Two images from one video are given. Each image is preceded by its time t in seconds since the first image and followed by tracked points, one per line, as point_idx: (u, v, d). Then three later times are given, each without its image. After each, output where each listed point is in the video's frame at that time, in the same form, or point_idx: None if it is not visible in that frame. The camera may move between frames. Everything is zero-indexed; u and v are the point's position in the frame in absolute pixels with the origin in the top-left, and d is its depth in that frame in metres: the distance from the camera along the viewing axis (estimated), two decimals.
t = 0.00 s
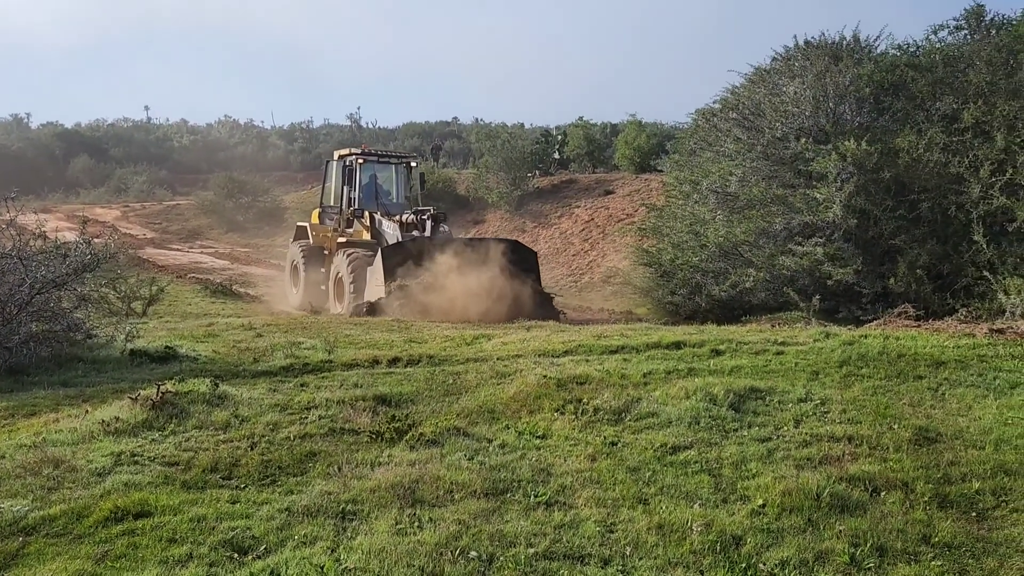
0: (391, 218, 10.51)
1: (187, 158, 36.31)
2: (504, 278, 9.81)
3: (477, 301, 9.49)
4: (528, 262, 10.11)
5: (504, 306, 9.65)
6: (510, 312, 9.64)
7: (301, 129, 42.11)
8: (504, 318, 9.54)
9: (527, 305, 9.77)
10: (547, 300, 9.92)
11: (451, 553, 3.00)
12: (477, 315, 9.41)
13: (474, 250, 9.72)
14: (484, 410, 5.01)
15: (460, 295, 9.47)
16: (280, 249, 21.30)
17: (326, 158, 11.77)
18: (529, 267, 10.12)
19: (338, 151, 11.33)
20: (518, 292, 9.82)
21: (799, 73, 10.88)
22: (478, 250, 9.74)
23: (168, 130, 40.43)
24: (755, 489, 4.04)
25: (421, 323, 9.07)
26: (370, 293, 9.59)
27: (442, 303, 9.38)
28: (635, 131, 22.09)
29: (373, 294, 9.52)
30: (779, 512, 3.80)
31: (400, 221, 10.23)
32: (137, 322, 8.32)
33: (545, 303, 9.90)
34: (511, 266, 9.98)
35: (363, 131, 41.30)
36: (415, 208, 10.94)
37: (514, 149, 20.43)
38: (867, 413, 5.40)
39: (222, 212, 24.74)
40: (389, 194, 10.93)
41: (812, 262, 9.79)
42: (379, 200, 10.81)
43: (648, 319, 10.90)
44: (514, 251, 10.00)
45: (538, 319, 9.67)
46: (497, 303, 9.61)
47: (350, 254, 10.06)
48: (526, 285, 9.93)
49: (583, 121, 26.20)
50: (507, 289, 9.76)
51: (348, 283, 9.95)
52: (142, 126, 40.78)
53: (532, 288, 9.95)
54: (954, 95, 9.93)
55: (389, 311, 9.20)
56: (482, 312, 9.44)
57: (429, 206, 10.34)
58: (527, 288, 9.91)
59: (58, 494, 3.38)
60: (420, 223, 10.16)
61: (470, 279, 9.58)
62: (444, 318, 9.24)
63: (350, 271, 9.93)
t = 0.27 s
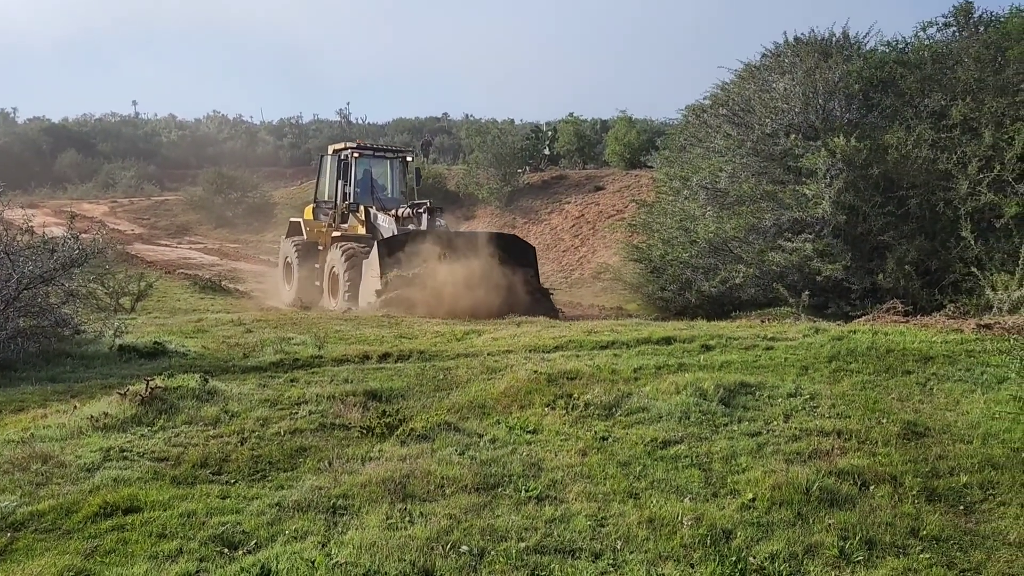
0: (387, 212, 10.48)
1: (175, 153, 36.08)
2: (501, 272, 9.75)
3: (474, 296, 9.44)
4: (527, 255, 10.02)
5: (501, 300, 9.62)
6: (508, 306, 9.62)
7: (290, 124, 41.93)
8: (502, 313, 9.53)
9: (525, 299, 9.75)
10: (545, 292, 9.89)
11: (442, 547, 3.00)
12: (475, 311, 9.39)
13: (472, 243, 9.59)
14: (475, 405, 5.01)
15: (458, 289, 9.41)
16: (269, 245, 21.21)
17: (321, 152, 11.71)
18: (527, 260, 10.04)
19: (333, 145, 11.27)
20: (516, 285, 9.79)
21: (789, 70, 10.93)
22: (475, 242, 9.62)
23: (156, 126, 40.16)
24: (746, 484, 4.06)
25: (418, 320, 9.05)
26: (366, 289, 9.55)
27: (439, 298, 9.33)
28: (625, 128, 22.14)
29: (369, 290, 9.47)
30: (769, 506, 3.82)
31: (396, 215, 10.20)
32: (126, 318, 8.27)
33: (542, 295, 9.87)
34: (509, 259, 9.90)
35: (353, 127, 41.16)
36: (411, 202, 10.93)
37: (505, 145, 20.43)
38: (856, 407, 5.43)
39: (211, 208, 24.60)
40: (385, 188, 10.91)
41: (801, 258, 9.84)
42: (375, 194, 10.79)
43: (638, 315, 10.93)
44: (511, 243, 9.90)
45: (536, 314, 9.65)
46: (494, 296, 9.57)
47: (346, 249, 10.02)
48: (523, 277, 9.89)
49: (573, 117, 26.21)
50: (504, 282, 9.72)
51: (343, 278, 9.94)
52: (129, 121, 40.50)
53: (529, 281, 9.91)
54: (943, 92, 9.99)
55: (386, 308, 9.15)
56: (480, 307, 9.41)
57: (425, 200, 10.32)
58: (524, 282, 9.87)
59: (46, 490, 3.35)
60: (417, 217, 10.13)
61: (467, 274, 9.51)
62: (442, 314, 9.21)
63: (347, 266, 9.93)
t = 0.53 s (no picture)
0: (383, 208, 10.37)
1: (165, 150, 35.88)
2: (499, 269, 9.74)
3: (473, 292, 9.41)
4: (525, 252, 10.05)
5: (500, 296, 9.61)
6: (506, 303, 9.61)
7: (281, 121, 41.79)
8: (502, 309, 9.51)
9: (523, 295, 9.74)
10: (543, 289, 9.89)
11: (434, 545, 3.00)
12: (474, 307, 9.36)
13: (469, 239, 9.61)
14: (466, 402, 5.01)
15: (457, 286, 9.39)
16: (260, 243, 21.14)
17: (318, 149, 11.69)
18: (524, 257, 10.06)
19: (330, 141, 11.25)
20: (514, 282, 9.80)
21: (779, 68, 11.00)
22: (472, 238, 9.62)
23: (145, 122, 39.93)
24: (736, 481, 4.08)
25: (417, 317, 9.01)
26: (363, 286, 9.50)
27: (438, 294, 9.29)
28: (616, 125, 22.18)
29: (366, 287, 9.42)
30: (759, 503, 3.84)
31: (392, 211, 10.08)
32: (115, 316, 8.22)
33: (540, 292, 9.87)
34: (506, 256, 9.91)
35: (344, 124, 41.07)
36: (407, 198, 10.80)
37: (496, 143, 20.45)
38: (846, 404, 5.47)
39: (201, 205, 24.49)
40: (381, 184, 10.81)
41: (791, 256, 9.87)
42: (371, 191, 10.67)
43: (629, 313, 10.95)
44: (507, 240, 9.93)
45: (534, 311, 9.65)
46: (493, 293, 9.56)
47: (342, 245, 9.98)
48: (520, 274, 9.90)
49: (564, 115, 26.24)
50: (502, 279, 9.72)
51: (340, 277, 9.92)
52: (118, 118, 40.25)
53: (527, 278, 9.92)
54: (932, 90, 10.05)
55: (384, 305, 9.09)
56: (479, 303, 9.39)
57: (422, 196, 10.20)
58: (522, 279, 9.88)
59: (35, 488, 3.33)
60: (413, 213, 9.92)
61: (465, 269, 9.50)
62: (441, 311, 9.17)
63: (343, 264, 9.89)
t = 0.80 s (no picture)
0: (381, 207, 10.34)
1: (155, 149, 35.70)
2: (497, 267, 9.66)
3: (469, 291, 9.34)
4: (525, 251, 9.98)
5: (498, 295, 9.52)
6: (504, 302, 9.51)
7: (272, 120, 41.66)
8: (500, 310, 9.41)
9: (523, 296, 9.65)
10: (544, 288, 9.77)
11: (424, 545, 3.00)
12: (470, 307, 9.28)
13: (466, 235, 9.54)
14: (457, 402, 5.01)
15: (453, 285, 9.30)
16: (250, 242, 21.06)
17: (315, 148, 11.66)
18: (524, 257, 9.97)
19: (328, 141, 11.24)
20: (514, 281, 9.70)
21: (770, 68, 11.07)
22: (472, 238, 9.55)
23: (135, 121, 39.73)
24: (726, 480, 4.10)
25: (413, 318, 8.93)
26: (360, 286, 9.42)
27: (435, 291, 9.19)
28: (608, 125, 22.23)
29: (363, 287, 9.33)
30: (749, 502, 3.86)
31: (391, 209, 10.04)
32: (105, 316, 8.17)
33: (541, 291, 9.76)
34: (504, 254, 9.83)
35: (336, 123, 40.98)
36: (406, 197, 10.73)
37: (488, 142, 20.46)
38: (836, 404, 5.50)
39: (191, 204, 24.39)
40: (379, 183, 10.76)
41: (782, 256, 9.92)
42: (370, 189, 10.64)
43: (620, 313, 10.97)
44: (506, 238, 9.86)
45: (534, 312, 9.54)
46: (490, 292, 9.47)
47: (340, 242, 9.93)
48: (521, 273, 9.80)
49: (556, 115, 26.28)
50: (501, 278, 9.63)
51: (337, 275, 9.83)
52: (108, 116, 40.04)
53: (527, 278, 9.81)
54: (922, 91, 10.10)
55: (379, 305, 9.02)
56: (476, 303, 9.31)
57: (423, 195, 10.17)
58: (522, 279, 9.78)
59: (23, 489, 3.31)
60: (413, 212, 9.83)
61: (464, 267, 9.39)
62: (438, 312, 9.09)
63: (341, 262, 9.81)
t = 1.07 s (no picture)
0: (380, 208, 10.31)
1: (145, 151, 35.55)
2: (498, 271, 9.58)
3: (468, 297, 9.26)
4: (526, 254, 9.92)
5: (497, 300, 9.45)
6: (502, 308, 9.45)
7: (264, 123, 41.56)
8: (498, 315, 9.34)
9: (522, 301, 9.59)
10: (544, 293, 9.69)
11: (415, 548, 3.00)
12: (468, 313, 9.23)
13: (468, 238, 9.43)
14: (449, 406, 5.01)
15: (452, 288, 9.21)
16: (241, 245, 21.01)
17: (312, 150, 11.64)
18: (525, 260, 9.92)
19: (326, 143, 11.21)
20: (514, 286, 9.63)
21: (761, 72, 11.15)
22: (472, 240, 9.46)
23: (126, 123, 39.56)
24: (717, 483, 4.11)
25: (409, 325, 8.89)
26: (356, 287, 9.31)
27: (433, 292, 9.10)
28: (599, 128, 22.29)
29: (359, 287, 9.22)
30: (740, 505, 3.87)
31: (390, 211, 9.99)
32: (94, 319, 8.12)
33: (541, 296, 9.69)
34: (505, 256, 9.76)
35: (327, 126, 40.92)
36: (405, 199, 10.72)
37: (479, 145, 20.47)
38: (826, 407, 5.52)
39: (182, 206, 24.29)
40: (378, 186, 10.74)
41: (773, 259, 9.96)
42: (369, 192, 10.62)
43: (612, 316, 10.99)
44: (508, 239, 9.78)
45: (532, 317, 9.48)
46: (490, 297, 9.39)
47: (337, 243, 9.86)
48: (521, 277, 9.73)
49: (547, 118, 26.33)
50: (500, 282, 9.56)
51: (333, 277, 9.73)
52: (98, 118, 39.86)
53: (527, 282, 9.75)
54: (911, 95, 10.14)
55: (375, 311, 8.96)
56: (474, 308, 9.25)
57: (422, 197, 10.13)
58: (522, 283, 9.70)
59: (11, 493, 3.29)
60: (413, 214, 9.76)
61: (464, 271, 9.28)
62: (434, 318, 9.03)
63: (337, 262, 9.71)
